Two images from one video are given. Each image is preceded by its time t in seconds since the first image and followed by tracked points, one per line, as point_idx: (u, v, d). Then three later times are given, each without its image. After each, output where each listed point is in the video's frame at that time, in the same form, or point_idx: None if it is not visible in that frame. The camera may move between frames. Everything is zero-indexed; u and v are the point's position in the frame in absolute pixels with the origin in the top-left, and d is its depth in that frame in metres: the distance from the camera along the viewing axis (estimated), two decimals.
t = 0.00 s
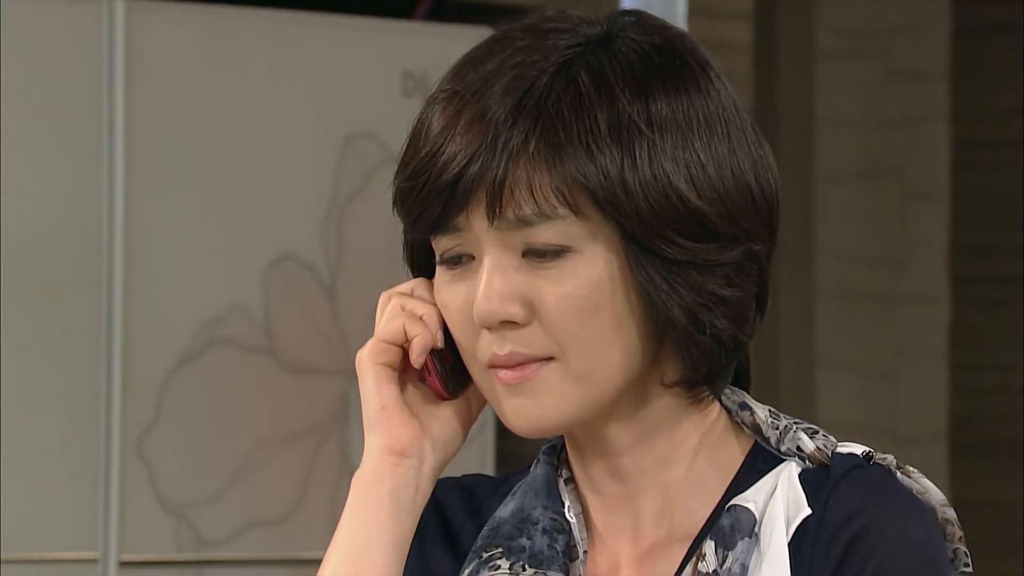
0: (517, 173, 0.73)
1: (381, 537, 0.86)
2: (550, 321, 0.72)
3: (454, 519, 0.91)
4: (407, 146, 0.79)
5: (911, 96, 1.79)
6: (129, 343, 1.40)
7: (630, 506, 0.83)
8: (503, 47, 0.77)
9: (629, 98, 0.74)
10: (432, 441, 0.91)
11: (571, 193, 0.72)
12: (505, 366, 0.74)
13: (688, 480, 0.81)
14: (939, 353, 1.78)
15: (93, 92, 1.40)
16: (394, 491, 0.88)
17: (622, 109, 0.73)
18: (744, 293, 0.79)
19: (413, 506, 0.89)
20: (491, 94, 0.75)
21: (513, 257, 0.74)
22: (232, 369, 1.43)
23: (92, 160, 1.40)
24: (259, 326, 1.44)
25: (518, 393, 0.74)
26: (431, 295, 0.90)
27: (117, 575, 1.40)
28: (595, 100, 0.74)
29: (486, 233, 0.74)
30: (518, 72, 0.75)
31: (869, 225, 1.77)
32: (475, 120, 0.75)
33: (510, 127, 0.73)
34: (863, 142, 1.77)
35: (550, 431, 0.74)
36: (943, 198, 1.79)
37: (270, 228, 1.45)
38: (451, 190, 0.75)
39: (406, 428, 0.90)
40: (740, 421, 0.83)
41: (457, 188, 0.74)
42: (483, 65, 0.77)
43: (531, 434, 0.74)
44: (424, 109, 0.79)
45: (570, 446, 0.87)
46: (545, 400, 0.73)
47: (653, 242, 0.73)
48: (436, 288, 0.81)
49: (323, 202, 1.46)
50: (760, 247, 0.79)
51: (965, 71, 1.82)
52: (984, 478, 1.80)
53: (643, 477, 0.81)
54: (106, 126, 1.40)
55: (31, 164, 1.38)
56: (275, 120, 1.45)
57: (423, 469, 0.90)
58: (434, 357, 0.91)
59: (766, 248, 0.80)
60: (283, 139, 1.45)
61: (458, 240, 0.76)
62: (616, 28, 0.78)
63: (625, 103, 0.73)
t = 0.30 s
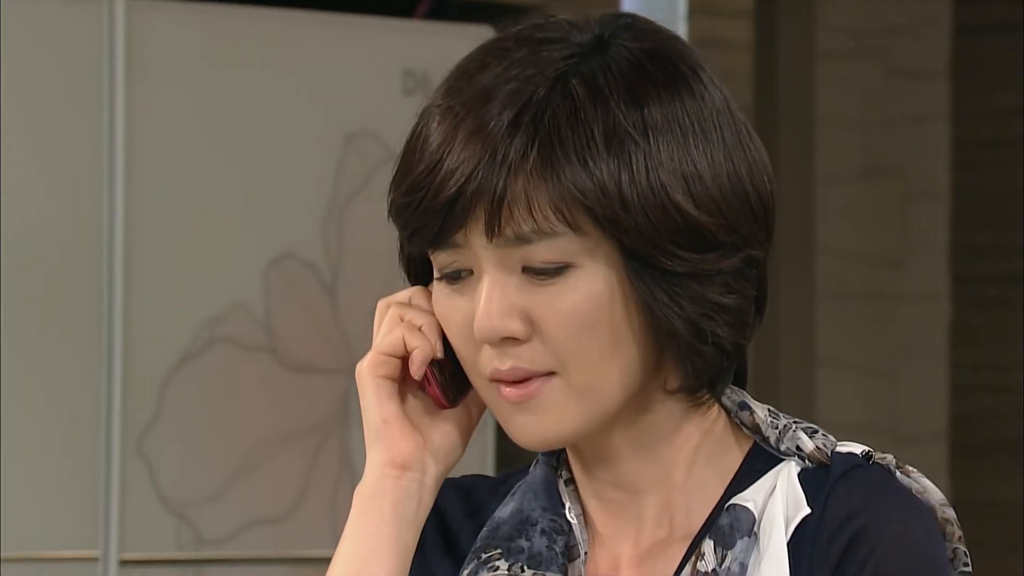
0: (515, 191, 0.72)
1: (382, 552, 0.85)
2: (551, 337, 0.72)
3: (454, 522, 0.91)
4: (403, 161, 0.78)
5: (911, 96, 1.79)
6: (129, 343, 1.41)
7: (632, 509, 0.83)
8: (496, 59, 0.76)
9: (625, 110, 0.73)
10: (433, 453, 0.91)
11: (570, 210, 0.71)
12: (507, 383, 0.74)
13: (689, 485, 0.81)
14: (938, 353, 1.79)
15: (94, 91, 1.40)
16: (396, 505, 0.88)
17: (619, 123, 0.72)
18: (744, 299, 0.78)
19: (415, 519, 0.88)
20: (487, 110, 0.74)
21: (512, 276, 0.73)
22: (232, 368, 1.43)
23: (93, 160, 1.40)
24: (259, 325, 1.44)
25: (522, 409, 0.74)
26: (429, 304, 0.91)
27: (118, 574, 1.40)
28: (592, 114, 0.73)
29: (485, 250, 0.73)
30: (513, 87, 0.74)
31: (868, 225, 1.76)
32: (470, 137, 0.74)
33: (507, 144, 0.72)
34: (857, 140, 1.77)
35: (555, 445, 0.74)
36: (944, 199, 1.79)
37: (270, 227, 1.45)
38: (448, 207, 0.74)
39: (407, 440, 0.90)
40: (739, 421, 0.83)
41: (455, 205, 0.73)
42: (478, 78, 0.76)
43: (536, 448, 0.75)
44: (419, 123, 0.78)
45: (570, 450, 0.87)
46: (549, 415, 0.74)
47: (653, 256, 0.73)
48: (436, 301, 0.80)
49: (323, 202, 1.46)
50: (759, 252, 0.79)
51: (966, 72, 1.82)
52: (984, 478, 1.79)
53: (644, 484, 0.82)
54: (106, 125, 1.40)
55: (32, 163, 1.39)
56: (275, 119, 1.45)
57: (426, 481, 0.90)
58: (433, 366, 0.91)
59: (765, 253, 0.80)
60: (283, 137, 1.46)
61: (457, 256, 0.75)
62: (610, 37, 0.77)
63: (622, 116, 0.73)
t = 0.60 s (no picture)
0: (515, 201, 0.71)
1: (389, 561, 0.86)
2: (554, 345, 0.72)
3: (454, 520, 0.92)
4: (402, 171, 0.78)
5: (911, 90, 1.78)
6: (130, 341, 1.41)
7: (635, 505, 0.83)
8: (492, 65, 0.76)
9: (623, 116, 0.72)
10: (437, 460, 0.91)
11: (570, 220, 0.71)
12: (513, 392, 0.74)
13: (689, 485, 0.81)
14: (939, 349, 1.78)
15: (94, 89, 1.40)
16: (401, 514, 0.88)
17: (617, 129, 0.72)
18: (746, 300, 0.78)
19: (420, 526, 0.89)
20: (485, 120, 0.73)
21: (513, 288, 0.73)
22: (233, 365, 1.43)
23: (93, 159, 1.40)
24: (260, 322, 1.44)
25: (528, 418, 0.74)
26: (430, 309, 0.91)
27: (119, 570, 1.40)
28: (591, 121, 0.72)
29: (486, 261, 0.73)
30: (511, 95, 0.73)
31: (869, 222, 1.76)
32: (469, 148, 0.73)
33: (506, 154, 0.72)
34: (855, 135, 1.76)
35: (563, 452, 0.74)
36: (945, 194, 1.78)
37: (271, 225, 1.45)
38: (449, 218, 0.73)
39: (414, 449, 0.90)
40: (739, 416, 0.83)
41: (455, 217, 0.73)
42: (475, 87, 0.75)
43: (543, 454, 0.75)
44: (416, 132, 0.77)
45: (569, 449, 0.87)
46: (555, 423, 0.74)
47: (654, 263, 0.72)
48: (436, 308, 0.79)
49: (324, 200, 1.46)
50: (760, 251, 0.78)
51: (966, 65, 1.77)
52: (984, 478, 1.74)
53: (647, 486, 0.82)
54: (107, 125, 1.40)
55: (33, 163, 1.39)
56: (275, 115, 1.45)
57: (430, 488, 0.90)
58: (436, 372, 0.91)
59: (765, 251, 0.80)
60: (283, 135, 1.45)
61: (458, 265, 0.75)
62: (605, 40, 0.76)
63: (620, 123, 0.72)
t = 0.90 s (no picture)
0: (523, 207, 0.71)
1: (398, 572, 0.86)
2: (562, 349, 0.72)
3: (458, 516, 0.92)
4: (408, 175, 0.77)
5: (915, 84, 1.77)
6: (132, 337, 1.41)
7: (642, 504, 0.83)
8: (497, 69, 0.75)
9: (629, 118, 0.72)
10: (445, 464, 0.91)
11: (578, 224, 0.71)
12: (521, 395, 0.74)
13: (695, 484, 0.81)
14: (944, 342, 1.76)
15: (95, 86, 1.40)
16: (410, 520, 0.88)
17: (623, 131, 0.72)
18: (754, 299, 0.78)
19: (430, 529, 0.89)
20: (491, 125, 0.73)
21: (522, 293, 0.73)
22: (235, 359, 1.43)
23: (95, 158, 1.40)
24: (263, 315, 1.44)
25: (537, 421, 0.74)
26: (437, 311, 0.92)
27: (122, 564, 1.40)
28: (597, 124, 0.72)
29: (494, 265, 0.73)
30: (517, 99, 0.73)
31: (871, 215, 1.76)
32: (476, 153, 0.73)
33: (513, 159, 0.72)
34: (858, 126, 1.76)
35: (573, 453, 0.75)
36: (946, 190, 1.76)
37: (273, 219, 1.45)
38: (456, 223, 0.73)
39: (422, 454, 0.91)
40: (744, 412, 0.83)
41: (463, 221, 0.73)
42: (480, 91, 0.75)
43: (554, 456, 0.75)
44: (422, 137, 0.77)
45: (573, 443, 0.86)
46: (563, 425, 0.74)
47: (662, 265, 0.72)
48: (444, 310, 0.79)
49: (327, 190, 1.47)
50: (767, 250, 0.78)
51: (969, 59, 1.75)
52: (986, 474, 1.72)
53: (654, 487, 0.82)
54: (110, 124, 1.40)
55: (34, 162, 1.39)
56: (277, 111, 1.45)
57: (440, 492, 0.90)
58: (443, 375, 0.92)
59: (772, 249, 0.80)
60: (285, 131, 1.45)
61: (465, 269, 0.75)
62: (609, 41, 0.76)
63: (626, 125, 0.72)
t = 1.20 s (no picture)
0: (529, 205, 0.71)
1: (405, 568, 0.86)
2: (569, 346, 0.72)
3: (464, 505, 0.92)
4: (415, 173, 0.77)
5: (916, 75, 1.76)
6: (133, 331, 1.41)
7: (649, 496, 0.83)
8: (503, 66, 0.75)
9: (635, 114, 0.72)
10: (452, 458, 0.91)
11: (585, 221, 0.70)
12: (529, 391, 0.74)
13: (699, 475, 0.81)
14: (946, 334, 1.75)
15: (94, 82, 1.40)
16: (417, 513, 0.88)
17: (629, 128, 0.71)
18: (762, 294, 0.78)
19: (437, 524, 0.89)
20: (498, 122, 0.73)
21: (529, 291, 0.72)
22: (235, 351, 1.43)
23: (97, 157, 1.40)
24: (265, 306, 1.44)
25: (545, 416, 0.74)
26: (444, 304, 0.91)
27: (124, 554, 1.41)
28: (602, 121, 0.71)
29: (501, 263, 0.72)
30: (523, 97, 0.73)
31: (873, 206, 1.76)
32: (482, 151, 0.73)
33: (520, 156, 0.71)
34: (859, 120, 1.76)
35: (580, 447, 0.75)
36: (948, 181, 1.75)
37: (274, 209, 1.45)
38: (463, 221, 0.73)
39: (430, 448, 0.91)
40: (750, 404, 0.83)
41: (470, 219, 0.72)
42: (486, 88, 0.75)
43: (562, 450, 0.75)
44: (429, 135, 0.77)
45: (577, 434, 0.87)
46: (570, 420, 0.74)
47: (669, 261, 0.72)
48: (452, 307, 0.79)
49: (332, 174, 1.46)
50: (774, 245, 0.78)
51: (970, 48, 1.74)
52: (987, 466, 1.73)
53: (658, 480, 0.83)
54: (112, 122, 1.40)
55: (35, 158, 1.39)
56: (277, 102, 1.45)
57: (447, 485, 0.90)
58: (450, 369, 0.92)
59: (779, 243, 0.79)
60: (286, 123, 1.45)
61: (473, 267, 0.74)
62: (614, 37, 0.76)
63: (632, 121, 0.71)
